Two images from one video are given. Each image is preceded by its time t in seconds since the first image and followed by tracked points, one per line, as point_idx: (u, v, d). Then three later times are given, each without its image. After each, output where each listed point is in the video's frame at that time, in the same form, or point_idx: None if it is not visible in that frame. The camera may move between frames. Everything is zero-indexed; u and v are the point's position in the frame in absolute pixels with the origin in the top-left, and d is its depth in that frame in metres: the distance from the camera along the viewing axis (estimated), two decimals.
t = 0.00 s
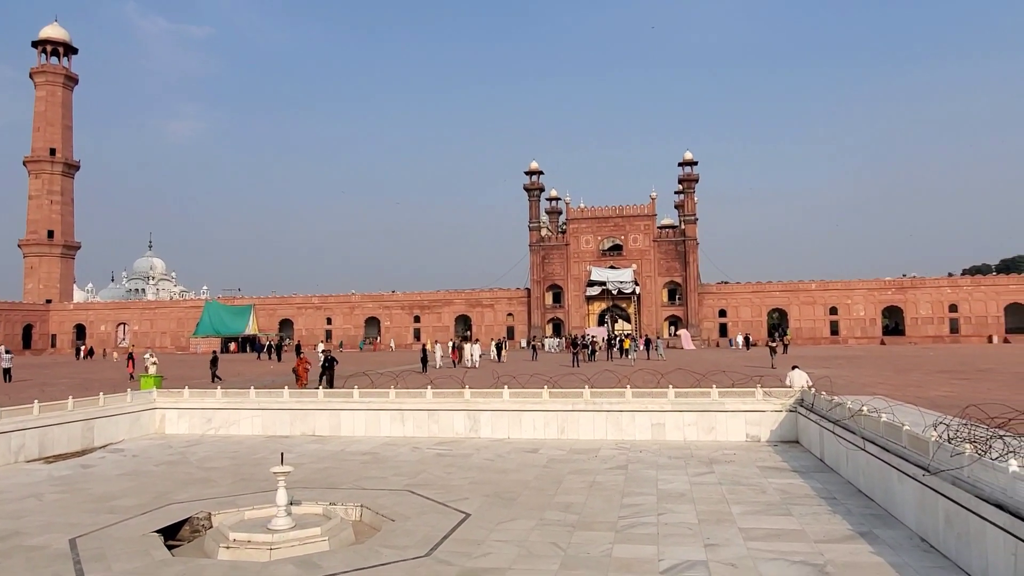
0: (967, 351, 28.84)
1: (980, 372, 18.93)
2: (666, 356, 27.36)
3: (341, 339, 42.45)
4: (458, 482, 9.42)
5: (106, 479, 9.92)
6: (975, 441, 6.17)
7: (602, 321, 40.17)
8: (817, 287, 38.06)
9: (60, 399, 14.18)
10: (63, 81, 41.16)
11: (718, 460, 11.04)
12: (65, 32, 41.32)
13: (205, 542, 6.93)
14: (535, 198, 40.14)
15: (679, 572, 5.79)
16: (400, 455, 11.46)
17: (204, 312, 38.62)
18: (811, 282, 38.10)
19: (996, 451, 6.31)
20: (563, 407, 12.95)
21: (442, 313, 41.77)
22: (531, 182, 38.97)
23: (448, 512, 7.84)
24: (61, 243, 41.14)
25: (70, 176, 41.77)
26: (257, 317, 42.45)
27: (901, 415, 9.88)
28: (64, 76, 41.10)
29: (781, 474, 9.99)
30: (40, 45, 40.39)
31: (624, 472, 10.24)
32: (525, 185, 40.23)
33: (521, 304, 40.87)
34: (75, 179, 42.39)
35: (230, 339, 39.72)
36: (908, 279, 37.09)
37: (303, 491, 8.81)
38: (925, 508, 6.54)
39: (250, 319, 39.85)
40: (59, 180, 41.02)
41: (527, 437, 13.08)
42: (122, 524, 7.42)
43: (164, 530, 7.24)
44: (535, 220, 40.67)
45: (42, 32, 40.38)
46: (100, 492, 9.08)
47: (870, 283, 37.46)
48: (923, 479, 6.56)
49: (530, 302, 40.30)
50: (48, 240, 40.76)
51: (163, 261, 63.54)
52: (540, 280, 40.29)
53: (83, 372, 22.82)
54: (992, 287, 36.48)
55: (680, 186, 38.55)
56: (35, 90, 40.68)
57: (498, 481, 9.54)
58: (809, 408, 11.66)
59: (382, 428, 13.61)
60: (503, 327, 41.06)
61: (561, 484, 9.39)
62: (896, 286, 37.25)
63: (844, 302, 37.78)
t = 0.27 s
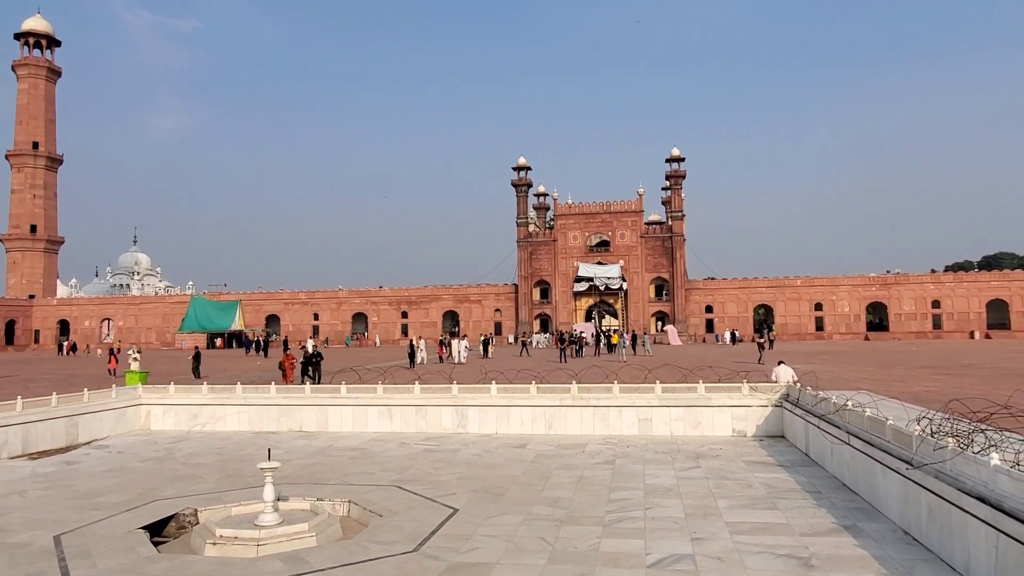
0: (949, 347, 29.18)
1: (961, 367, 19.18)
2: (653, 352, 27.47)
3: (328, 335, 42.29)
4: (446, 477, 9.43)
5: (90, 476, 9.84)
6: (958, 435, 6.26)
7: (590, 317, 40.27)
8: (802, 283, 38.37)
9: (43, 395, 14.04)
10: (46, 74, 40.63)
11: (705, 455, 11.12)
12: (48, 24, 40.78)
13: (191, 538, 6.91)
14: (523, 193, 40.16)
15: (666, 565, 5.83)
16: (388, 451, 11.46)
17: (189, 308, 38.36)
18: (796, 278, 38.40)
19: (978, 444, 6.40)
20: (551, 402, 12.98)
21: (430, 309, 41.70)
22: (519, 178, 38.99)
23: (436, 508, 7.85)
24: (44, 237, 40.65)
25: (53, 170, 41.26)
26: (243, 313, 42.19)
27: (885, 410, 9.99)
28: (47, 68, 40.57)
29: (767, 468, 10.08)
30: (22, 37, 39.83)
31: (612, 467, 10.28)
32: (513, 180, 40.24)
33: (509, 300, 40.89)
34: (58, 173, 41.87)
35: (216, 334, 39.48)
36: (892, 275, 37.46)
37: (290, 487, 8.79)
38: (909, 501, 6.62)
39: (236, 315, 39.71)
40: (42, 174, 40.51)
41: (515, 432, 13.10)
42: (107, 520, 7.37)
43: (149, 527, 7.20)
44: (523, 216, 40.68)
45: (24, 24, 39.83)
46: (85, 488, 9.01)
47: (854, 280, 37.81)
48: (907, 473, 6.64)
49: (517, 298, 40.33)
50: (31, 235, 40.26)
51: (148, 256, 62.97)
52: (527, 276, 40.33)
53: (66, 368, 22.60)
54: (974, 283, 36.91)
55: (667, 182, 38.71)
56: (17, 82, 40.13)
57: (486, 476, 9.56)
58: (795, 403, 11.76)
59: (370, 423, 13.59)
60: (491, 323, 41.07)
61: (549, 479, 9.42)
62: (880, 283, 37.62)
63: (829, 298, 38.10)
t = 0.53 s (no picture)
0: (928, 343, 29.61)
1: (940, 362, 19.47)
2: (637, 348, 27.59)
3: (312, 331, 42.05)
4: (430, 473, 9.44)
5: (71, 473, 9.73)
6: (936, 429, 6.36)
7: (574, 313, 40.38)
8: (784, 280, 38.73)
9: (22, 392, 13.85)
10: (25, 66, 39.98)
11: (688, 450, 11.21)
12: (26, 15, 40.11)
13: (173, 535, 6.87)
14: (508, 189, 40.14)
15: (649, 559, 5.88)
16: (373, 447, 11.43)
17: (171, 304, 38.02)
18: (779, 275, 38.76)
19: (957, 439, 6.49)
20: (535, 397, 13.02)
21: (414, 305, 41.59)
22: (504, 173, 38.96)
23: (420, 503, 7.85)
24: (23, 232, 40.05)
25: (32, 164, 40.64)
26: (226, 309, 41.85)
27: (865, 405, 10.12)
28: (26, 61, 39.91)
29: (749, 463, 10.18)
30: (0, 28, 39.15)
31: (596, 462, 10.34)
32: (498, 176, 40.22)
33: (494, 296, 40.89)
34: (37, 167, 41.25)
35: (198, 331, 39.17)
36: (873, 272, 37.92)
37: (274, 484, 8.75)
38: (888, 495, 6.72)
39: (219, 311, 39.46)
40: (20, 168, 39.89)
41: (500, 428, 13.12)
42: (88, 518, 7.30)
43: (131, 524, 7.15)
44: (508, 212, 40.68)
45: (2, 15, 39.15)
46: (66, 486, 8.91)
47: (836, 276, 38.22)
48: (887, 467, 6.75)
49: (502, 294, 40.34)
50: (9, 229, 39.65)
51: (129, 251, 62.23)
52: (512, 272, 40.35)
53: (46, 364, 22.30)
54: (952, 280, 37.47)
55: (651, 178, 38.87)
56: None
57: (471, 472, 9.58)
58: (777, 398, 11.88)
59: (354, 419, 13.55)
60: (475, 319, 41.06)
61: (534, 474, 9.45)
62: (861, 279, 38.06)
63: (811, 295, 38.51)
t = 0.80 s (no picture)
0: (900, 339, 30.17)
1: (910, 359, 19.87)
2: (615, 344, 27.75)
3: (288, 328, 41.67)
4: (408, 470, 9.42)
5: (42, 471, 9.56)
6: (907, 424, 6.49)
7: (552, 310, 40.48)
8: (760, 277, 39.21)
9: None
10: None
11: (665, 445, 11.32)
12: None
13: (147, 534, 6.79)
14: (486, 186, 40.12)
15: (626, 554, 5.94)
16: (350, 444, 11.39)
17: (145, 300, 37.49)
18: (754, 272, 39.23)
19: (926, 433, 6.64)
20: (513, 393, 13.05)
21: (392, 301, 41.40)
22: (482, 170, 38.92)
23: (398, 500, 7.84)
24: None
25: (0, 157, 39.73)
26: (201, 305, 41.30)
27: (838, 400, 10.30)
28: None
29: (724, 458, 10.31)
30: None
31: (574, 458, 10.40)
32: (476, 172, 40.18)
33: (472, 293, 40.86)
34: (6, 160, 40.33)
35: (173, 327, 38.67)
36: (846, 269, 38.53)
37: (250, 481, 8.68)
38: (860, 488, 6.86)
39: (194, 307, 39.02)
40: None
41: (478, 424, 13.14)
42: (60, 517, 7.18)
43: (104, 523, 7.05)
44: (486, 209, 40.66)
45: None
46: (36, 484, 8.75)
47: (810, 273, 38.78)
48: (858, 461, 6.89)
49: (480, 291, 40.33)
50: None
51: (102, 246, 61.11)
52: (491, 269, 40.34)
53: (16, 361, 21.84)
54: (923, 277, 38.22)
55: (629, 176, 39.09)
56: None
57: (449, 468, 9.58)
58: (752, 394, 12.05)
59: (331, 416, 13.47)
60: (454, 316, 41.00)
61: (512, 470, 9.48)
62: (834, 277, 38.66)
63: (785, 292, 39.03)
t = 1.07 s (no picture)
0: (865, 337, 30.80)
1: (875, 356, 20.33)
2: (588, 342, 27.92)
3: (259, 325, 41.14)
4: (380, 468, 9.39)
5: (3, 472, 9.32)
6: (871, 420, 6.65)
7: (525, 307, 40.57)
8: (730, 275, 39.76)
9: None
10: None
11: (636, 442, 11.44)
12: None
13: (113, 535, 6.67)
14: (460, 183, 40.02)
15: (597, 549, 6.00)
16: (322, 442, 11.31)
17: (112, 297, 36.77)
18: (724, 270, 39.75)
19: (889, 428, 6.81)
20: (486, 391, 13.07)
21: (365, 299, 41.10)
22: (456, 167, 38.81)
23: (370, 498, 7.81)
24: None
25: None
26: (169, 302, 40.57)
27: (805, 397, 10.51)
28: None
29: (694, 454, 10.46)
30: None
31: (546, 455, 10.46)
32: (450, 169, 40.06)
33: (446, 290, 40.76)
34: None
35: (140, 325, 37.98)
36: (814, 268, 39.23)
37: (219, 480, 8.57)
38: (826, 483, 7.02)
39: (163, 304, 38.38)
40: None
41: (451, 421, 13.13)
42: (22, 518, 7.02)
43: (69, 524, 6.91)
44: (460, 206, 40.57)
45: None
46: None
47: (779, 272, 39.43)
48: (824, 456, 7.04)
49: (454, 288, 40.25)
50: None
51: (66, 242, 59.66)
52: (464, 266, 40.27)
53: None
54: (888, 276, 39.11)
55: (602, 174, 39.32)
56: None
57: (422, 466, 9.57)
58: (722, 390, 12.23)
59: (303, 414, 13.35)
60: (427, 313, 40.86)
61: (484, 468, 9.51)
62: (802, 275, 39.36)
63: (755, 290, 39.62)
